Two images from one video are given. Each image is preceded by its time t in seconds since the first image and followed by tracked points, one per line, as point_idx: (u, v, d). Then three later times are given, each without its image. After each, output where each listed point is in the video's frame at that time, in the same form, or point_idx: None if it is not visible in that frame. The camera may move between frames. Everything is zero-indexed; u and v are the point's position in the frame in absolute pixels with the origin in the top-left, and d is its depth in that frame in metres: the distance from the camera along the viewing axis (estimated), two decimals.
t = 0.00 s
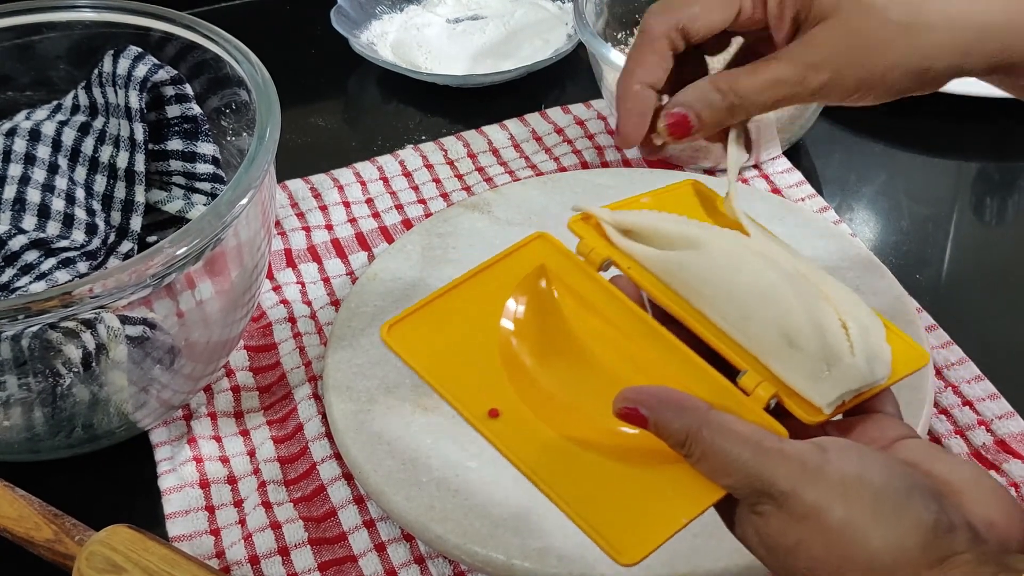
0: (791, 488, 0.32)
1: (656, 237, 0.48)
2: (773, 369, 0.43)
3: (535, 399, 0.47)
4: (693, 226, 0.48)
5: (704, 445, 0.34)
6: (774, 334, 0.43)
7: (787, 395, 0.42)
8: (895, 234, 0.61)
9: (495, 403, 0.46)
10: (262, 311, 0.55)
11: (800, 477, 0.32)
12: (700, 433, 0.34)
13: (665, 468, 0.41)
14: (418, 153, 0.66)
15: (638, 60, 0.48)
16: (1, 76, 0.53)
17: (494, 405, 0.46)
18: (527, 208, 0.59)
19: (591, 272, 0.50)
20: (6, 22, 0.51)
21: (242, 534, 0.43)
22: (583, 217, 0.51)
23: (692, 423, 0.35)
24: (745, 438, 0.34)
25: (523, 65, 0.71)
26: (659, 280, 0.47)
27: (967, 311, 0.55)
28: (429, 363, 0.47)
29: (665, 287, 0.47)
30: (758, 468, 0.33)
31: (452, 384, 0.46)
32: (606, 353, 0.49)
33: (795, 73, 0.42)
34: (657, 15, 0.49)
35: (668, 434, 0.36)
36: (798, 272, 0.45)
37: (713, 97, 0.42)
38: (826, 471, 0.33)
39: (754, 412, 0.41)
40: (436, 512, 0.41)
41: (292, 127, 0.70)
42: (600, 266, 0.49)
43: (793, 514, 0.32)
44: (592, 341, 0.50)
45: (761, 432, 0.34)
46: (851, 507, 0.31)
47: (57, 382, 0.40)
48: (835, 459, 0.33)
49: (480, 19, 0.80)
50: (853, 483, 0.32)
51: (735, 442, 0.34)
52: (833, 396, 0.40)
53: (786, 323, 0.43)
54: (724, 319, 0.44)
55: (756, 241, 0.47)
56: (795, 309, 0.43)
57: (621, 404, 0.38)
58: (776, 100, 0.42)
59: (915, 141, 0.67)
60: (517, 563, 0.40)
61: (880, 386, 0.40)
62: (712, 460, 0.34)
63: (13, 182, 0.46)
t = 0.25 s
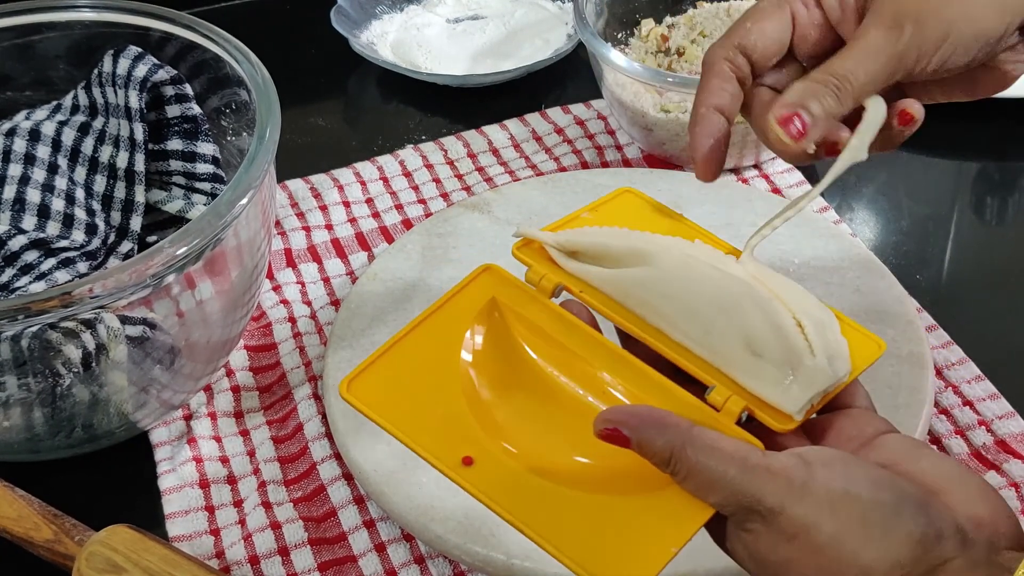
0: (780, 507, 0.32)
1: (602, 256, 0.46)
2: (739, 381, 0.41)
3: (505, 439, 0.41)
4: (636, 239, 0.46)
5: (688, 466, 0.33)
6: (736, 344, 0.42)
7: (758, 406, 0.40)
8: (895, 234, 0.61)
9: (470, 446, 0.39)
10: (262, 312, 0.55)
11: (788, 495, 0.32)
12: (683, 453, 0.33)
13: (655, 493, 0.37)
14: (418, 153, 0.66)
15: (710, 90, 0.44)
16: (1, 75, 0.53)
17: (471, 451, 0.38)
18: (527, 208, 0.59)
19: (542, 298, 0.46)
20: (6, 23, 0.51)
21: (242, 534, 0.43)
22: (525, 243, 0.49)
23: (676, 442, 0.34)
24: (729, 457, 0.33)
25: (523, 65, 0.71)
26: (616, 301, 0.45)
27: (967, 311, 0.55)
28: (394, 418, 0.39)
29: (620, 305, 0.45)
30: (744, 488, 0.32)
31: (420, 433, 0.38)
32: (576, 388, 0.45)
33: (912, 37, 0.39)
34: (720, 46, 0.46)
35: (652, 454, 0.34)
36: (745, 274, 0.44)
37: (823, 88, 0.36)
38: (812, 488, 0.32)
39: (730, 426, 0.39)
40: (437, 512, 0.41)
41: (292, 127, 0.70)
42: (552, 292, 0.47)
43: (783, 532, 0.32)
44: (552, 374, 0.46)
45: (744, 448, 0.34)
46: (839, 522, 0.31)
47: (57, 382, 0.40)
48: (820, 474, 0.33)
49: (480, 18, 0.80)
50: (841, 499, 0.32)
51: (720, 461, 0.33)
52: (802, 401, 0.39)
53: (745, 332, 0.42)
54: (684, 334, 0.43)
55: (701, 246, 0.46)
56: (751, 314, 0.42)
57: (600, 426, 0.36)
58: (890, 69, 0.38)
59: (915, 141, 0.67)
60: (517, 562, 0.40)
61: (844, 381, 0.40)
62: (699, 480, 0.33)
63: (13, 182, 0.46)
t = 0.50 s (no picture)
0: (788, 486, 0.32)
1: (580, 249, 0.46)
2: (730, 366, 0.42)
3: (510, 436, 0.41)
4: (615, 232, 0.46)
5: (695, 450, 0.33)
6: (723, 330, 0.42)
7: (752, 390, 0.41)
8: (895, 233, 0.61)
9: (473, 448, 0.39)
10: (262, 312, 0.55)
11: (796, 474, 0.32)
12: (690, 438, 0.33)
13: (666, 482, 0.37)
14: (418, 153, 0.66)
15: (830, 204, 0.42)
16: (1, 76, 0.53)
17: (476, 452, 0.38)
18: (527, 208, 0.59)
19: (528, 294, 0.45)
20: (5, 23, 0.51)
21: (242, 534, 0.43)
22: (502, 240, 0.48)
23: (681, 427, 0.34)
24: (735, 439, 0.33)
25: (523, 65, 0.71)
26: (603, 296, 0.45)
27: (967, 311, 0.55)
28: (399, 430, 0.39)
29: (606, 299, 0.45)
30: (752, 468, 0.32)
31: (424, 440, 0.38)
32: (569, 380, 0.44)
33: (990, 124, 0.37)
34: (816, 142, 0.42)
35: (658, 442, 0.34)
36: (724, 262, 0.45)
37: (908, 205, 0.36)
38: (819, 467, 0.32)
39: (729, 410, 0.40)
40: (437, 512, 0.41)
41: (292, 127, 0.70)
42: (539, 288, 0.46)
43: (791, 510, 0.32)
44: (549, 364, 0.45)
45: (749, 428, 0.34)
46: (845, 502, 0.31)
47: (56, 382, 0.40)
48: (826, 452, 0.33)
49: (480, 18, 0.80)
50: (848, 477, 0.32)
51: (726, 443, 0.33)
52: (796, 382, 0.40)
53: (730, 318, 0.42)
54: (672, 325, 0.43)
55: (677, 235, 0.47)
56: (736, 299, 0.42)
57: (606, 418, 0.36)
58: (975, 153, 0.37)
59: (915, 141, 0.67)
60: (517, 563, 0.39)
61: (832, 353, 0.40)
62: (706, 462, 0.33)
63: (13, 182, 0.46)
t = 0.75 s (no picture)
0: (789, 493, 0.32)
1: (503, 316, 0.41)
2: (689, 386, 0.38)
3: (526, 537, 0.32)
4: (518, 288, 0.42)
5: (693, 466, 0.32)
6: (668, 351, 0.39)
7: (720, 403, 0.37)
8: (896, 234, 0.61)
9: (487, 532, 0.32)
10: (263, 312, 0.55)
11: (795, 480, 0.32)
12: (687, 454, 0.32)
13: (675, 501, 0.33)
14: (419, 153, 0.66)
15: (975, 293, 0.36)
16: (2, 76, 0.53)
17: (489, 534, 0.32)
18: (528, 208, 0.59)
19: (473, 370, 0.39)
20: (7, 23, 0.51)
21: (243, 535, 0.43)
22: (420, 328, 0.41)
23: (675, 444, 0.33)
24: (730, 449, 0.33)
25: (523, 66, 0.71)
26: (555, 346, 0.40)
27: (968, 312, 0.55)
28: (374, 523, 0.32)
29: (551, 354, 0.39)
30: (753, 478, 0.32)
31: (400, 530, 0.32)
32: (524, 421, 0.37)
33: None
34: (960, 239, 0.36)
35: (655, 461, 0.33)
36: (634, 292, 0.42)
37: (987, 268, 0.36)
38: (818, 471, 0.32)
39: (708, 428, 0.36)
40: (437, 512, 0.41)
41: (293, 127, 0.70)
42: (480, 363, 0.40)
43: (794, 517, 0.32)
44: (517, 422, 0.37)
45: (740, 438, 0.33)
46: (848, 501, 0.31)
47: (58, 382, 0.40)
48: (823, 455, 0.33)
49: (480, 19, 0.80)
50: (848, 480, 0.32)
51: (723, 453, 0.32)
52: (754, 381, 0.37)
53: (666, 340, 0.40)
54: (619, 359, 0.39)
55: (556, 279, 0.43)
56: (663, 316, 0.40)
57: (600, 443, 0.34)
58: None
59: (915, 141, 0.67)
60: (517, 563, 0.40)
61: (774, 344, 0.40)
62: (705, 479, 0.32)
63: (13, 182, 0.46)
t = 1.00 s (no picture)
0: (801, 493, 0.31)
1: (515, 314, 0.41)
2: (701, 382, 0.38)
3: (540, 541, 0.32)
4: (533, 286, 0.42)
5: (706, 465, 0.32)
6: (680, 346, 0.39)
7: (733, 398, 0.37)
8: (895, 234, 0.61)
9: (497, 537, 0.32)
10: (263, 312, 0.55)
11: (807, 480, 0.32)
12: (700, 453, 0.32)
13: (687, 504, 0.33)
14: (419, 153, 0.66)
15: None
16: (2, 76, 0.53)
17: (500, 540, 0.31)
18: (528, 208, 0.59)
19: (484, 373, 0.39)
20: (6, 23, 0.51)
21: (243, 535, 0.43)
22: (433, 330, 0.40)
23: (689, 441, 0.32)
24: (744, 449, 0.32)
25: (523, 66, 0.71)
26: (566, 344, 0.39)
27: (968, 312, 0.55)
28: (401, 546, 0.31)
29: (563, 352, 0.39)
30: (766, 478, 0.31)
31: (427, 550, 0.31)
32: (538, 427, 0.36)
33: None
34: None
35: (667, 459, 0.32)
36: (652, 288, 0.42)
37: None
38: (830, 471, 0.32)
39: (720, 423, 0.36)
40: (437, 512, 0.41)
41: (293, 127, 0.70)
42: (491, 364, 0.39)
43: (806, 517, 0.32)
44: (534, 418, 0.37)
45: (752, 438, 0.33)
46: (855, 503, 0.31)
47: (58, 383, 0.40)
48: (834, 456, 0.33)
49: (480, 19, 0.80)
50: (860, 481, 0.32)
51: (736, 453, 0.32)
52: (767, 377, 0.37)
53: (681, 335, 0.39)
54: (632, 357, 0.38)
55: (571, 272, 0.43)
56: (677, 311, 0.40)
57: (612, 441, 0.33)
58: None
59: (915, 141, 0.67)
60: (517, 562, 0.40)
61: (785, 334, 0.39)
62: (718, 478, 0.31)
63: (13, 182, 0.46)
